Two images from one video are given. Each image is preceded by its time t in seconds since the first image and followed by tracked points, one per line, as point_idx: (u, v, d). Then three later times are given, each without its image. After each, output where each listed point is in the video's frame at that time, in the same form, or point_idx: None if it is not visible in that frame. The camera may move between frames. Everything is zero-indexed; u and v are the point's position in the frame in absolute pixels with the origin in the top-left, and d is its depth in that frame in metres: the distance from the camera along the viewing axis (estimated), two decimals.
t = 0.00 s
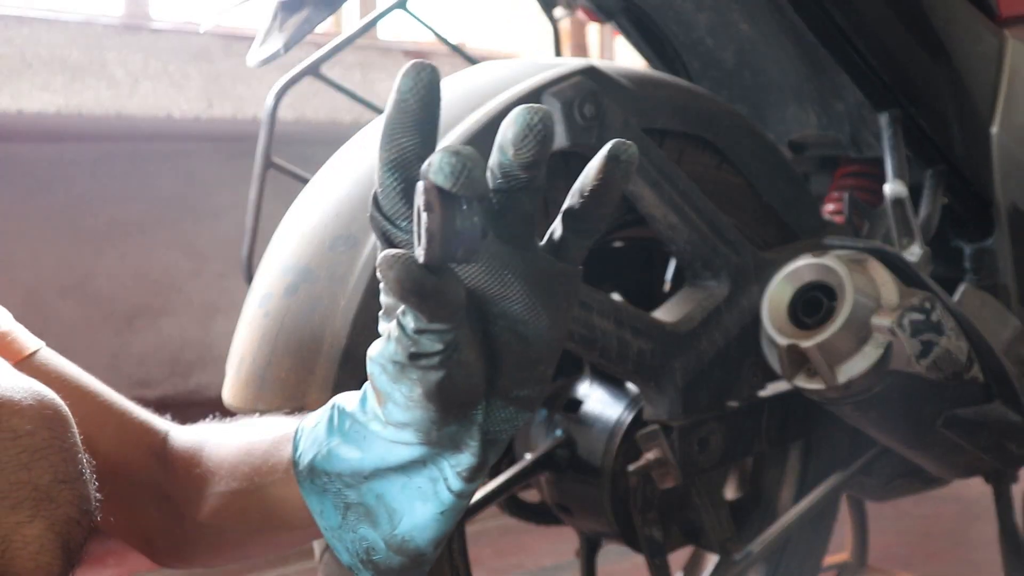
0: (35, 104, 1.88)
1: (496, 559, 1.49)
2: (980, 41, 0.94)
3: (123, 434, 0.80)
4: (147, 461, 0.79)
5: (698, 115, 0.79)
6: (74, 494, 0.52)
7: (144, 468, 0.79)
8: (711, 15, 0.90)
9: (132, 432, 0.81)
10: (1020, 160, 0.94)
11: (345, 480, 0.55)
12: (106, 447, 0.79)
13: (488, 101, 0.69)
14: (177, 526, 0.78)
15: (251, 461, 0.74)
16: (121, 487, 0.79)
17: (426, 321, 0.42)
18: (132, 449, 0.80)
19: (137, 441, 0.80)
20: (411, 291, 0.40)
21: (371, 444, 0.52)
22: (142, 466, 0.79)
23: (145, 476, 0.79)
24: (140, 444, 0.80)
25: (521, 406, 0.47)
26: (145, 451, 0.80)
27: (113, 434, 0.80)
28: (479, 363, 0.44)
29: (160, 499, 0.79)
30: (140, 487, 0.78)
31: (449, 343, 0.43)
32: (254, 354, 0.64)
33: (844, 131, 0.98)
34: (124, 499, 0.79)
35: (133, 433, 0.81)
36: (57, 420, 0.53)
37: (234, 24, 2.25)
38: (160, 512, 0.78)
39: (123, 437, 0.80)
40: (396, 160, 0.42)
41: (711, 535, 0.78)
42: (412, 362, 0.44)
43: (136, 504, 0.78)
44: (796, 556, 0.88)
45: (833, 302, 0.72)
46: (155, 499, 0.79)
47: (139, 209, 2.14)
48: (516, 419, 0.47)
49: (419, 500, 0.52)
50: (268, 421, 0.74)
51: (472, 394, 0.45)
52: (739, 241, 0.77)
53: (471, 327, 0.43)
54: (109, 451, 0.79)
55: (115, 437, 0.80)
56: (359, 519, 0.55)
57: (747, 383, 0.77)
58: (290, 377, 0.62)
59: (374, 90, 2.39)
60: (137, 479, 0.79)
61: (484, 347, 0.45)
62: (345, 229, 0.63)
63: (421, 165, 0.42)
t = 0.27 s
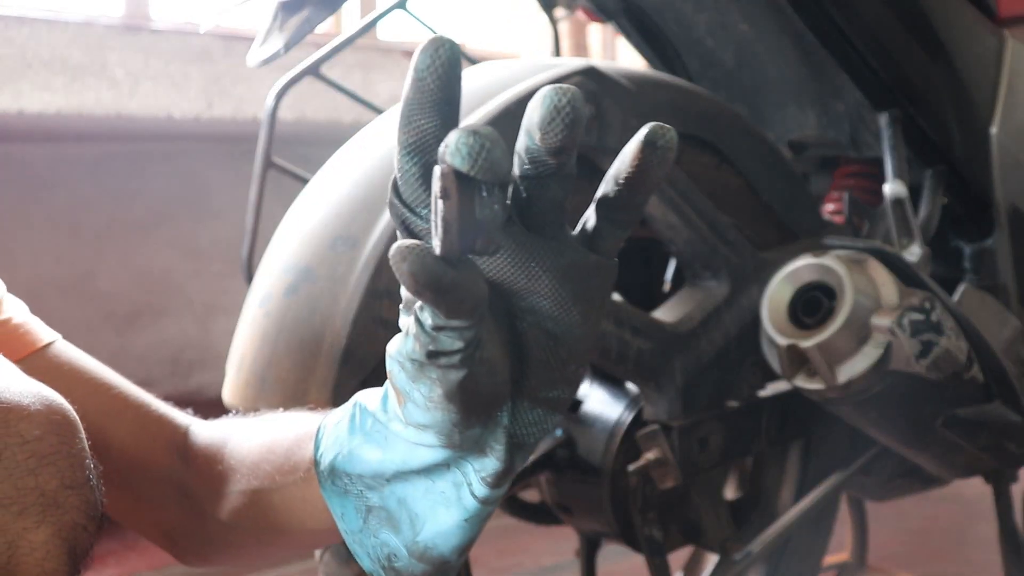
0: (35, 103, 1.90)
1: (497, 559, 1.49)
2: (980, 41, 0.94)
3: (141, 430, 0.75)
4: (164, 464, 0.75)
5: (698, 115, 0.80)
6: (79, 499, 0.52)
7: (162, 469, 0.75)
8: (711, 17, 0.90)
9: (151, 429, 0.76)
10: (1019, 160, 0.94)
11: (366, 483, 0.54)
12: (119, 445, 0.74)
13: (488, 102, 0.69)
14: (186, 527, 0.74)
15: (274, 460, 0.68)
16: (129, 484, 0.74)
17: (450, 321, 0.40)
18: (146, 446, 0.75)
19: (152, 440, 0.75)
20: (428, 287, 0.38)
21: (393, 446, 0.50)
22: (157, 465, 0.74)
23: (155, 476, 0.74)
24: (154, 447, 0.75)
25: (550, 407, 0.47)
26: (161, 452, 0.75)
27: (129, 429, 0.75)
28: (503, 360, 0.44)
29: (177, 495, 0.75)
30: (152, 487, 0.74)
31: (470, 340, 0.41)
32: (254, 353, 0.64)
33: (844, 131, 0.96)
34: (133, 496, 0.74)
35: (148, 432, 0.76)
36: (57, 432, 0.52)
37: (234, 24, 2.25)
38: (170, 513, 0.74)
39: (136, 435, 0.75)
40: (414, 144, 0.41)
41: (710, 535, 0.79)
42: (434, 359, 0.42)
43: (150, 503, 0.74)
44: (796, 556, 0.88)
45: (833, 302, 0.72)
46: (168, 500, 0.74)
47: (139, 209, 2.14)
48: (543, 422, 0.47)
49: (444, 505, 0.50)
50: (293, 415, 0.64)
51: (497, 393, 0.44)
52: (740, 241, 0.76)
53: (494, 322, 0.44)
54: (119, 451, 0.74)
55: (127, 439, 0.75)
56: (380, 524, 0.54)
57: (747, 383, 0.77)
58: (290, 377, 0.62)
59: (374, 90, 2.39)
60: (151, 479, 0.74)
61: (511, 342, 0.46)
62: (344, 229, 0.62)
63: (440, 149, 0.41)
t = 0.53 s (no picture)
0: (35, 103, 1.89)
1: (496, 559, 1.49)
2: (980, 40, 0.94)
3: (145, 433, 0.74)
4: (168, 467, 0.74)
5: (699, 115, 0.80)
6: (75, 503, 0.52)
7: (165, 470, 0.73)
8: (711, 18, 0.90)
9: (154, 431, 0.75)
10: (1019, 160, 0.94)
11: (368, 493, 0.52)
12: (121, 447, 0.73)
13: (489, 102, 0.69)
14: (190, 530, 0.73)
15: (277, 464, 0.68)
16: (126, 488, 0.73)
17: (451, 337, 0.39)
18: (147, 450, 0.74)
19: (154, 440, 0.74)
20: (430, 305, 0.36)
21: (394, 458, 0.48)
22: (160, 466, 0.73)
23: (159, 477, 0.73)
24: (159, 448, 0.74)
25: (556, 421, 0.45)
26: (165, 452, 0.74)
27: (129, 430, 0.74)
28: (507, 378, 0.42)
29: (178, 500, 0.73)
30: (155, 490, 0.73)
31: (474, 356, 0.39)
32: (253, 353, 0.64)
33: (844, 131, 0.97)
34: (129, 501, 0.73)
35: (153, 433, 0.75)
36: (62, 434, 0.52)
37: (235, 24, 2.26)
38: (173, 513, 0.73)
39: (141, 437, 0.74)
40: (416, 153, 0.39)
41: (710, 535, 0.78)
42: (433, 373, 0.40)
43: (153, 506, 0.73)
44: (796, 556, 0.88)
45: (833, 302, 0.72)
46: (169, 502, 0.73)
47: (139, 208, 2.14)
48: (548, 436, 0.45)
49: (447, 517, 0.48)
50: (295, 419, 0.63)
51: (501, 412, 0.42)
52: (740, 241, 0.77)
53: (498, 339, 0.42)
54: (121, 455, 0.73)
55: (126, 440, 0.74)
56: (382, 536, 0.52)
57: (747, 383, 0.77)
58: (289, 377, 0.62)
59: (374, 90, 2.39)
60: (150, 481, 0.73)
61: (514, 355, 0.44)
62: (344, 229, 0.62)
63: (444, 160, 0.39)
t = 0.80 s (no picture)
0: (35, 104, 1.90)
1: (497, 559, 1.49)
2: (979, 40, 0.94)
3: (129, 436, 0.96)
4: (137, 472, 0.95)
5: (698, 115, 0.80)
6: (73, 503, 0.62)
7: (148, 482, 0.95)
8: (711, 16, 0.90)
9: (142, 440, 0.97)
10: (1019, 161, 0.95)
11: (366, 513, 0.57)
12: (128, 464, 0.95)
13: (488, 101, 0.69)
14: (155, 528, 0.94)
15: (270, 479, 0.85)
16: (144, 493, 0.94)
17: (450, 365, 0.43)
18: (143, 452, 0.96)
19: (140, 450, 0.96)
20: (432, 334, 0.42)
21: (392, 477, 0.53)
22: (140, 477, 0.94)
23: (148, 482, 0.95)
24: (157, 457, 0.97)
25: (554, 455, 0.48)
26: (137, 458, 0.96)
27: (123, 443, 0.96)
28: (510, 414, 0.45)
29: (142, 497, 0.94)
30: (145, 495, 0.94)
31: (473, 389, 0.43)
32: (253, 353, 0.63)
33: (844, 131, 0.97)
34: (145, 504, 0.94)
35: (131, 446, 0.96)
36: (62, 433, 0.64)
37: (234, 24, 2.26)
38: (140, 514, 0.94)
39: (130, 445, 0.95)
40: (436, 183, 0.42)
41: (711, 535, 0.78)
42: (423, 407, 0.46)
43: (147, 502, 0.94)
44: (795, 555, 0.88)
45: (833, 302, 0.72)
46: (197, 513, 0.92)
47: (139, 208, 2.15)
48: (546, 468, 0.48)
49: (435, 545, 0.52)
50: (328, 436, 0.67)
51: (500, 444, 0.45)
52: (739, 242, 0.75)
53: (506, 373, 0.44)
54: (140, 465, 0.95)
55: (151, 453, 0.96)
56: (372, 557, 0.57)
57: (748, 383, 0.77)
58: (290, 377, 0.61)
59: (375, 90, 2.40)
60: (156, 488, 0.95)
61: (519, 389, 0.46)
62: (344, 229, 0.62)
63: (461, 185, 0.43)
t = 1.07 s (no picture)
0: (36, 104, 1.90)
1: (496, 559, 1.49)
2: (980, 40, 0.94)
3: None
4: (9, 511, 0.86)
5: (697, 115, 0.80)
6: (69, 498, 0.61)
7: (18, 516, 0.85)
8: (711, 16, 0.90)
9: None
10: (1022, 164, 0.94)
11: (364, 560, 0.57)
12: None
13: (488, 100, 0.69)
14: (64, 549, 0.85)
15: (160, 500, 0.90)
16: None
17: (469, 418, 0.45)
18: None
19: None
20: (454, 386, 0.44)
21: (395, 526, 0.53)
22: None
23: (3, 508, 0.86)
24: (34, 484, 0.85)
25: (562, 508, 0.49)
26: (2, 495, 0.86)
27: None
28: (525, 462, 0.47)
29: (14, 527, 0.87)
30: None
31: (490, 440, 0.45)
32: (253, 354, 0.62)
33: (844, 131, 0.96)
34: None
35: None
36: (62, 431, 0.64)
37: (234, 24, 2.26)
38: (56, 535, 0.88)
39: None
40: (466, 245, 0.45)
41: (710, 535, 0.78)
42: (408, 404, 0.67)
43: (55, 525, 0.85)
44: (794, 555, 0.88)
45: (833, 302, 0.72)
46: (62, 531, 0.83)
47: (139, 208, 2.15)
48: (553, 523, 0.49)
49: None
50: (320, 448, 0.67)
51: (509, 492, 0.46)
52: (739, 241, 0.77)
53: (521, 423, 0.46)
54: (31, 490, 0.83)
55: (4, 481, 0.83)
56: None
57: (747, 383, 0.77)
58: (289, 376, 0.60)
59: (374, 90, 2.40)
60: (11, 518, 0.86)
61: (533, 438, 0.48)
62: (344, 229, 0.62)
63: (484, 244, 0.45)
